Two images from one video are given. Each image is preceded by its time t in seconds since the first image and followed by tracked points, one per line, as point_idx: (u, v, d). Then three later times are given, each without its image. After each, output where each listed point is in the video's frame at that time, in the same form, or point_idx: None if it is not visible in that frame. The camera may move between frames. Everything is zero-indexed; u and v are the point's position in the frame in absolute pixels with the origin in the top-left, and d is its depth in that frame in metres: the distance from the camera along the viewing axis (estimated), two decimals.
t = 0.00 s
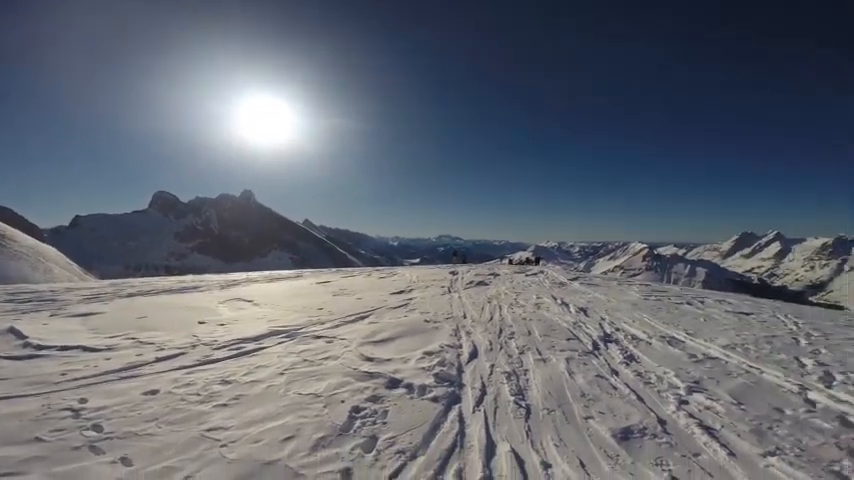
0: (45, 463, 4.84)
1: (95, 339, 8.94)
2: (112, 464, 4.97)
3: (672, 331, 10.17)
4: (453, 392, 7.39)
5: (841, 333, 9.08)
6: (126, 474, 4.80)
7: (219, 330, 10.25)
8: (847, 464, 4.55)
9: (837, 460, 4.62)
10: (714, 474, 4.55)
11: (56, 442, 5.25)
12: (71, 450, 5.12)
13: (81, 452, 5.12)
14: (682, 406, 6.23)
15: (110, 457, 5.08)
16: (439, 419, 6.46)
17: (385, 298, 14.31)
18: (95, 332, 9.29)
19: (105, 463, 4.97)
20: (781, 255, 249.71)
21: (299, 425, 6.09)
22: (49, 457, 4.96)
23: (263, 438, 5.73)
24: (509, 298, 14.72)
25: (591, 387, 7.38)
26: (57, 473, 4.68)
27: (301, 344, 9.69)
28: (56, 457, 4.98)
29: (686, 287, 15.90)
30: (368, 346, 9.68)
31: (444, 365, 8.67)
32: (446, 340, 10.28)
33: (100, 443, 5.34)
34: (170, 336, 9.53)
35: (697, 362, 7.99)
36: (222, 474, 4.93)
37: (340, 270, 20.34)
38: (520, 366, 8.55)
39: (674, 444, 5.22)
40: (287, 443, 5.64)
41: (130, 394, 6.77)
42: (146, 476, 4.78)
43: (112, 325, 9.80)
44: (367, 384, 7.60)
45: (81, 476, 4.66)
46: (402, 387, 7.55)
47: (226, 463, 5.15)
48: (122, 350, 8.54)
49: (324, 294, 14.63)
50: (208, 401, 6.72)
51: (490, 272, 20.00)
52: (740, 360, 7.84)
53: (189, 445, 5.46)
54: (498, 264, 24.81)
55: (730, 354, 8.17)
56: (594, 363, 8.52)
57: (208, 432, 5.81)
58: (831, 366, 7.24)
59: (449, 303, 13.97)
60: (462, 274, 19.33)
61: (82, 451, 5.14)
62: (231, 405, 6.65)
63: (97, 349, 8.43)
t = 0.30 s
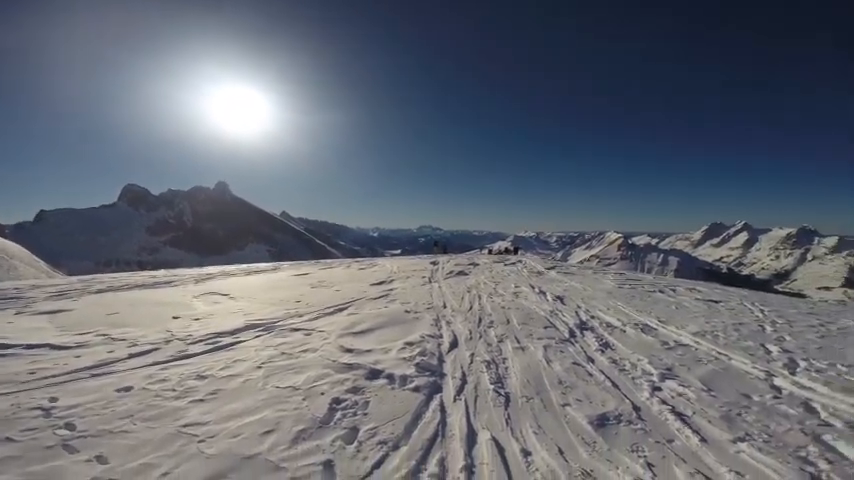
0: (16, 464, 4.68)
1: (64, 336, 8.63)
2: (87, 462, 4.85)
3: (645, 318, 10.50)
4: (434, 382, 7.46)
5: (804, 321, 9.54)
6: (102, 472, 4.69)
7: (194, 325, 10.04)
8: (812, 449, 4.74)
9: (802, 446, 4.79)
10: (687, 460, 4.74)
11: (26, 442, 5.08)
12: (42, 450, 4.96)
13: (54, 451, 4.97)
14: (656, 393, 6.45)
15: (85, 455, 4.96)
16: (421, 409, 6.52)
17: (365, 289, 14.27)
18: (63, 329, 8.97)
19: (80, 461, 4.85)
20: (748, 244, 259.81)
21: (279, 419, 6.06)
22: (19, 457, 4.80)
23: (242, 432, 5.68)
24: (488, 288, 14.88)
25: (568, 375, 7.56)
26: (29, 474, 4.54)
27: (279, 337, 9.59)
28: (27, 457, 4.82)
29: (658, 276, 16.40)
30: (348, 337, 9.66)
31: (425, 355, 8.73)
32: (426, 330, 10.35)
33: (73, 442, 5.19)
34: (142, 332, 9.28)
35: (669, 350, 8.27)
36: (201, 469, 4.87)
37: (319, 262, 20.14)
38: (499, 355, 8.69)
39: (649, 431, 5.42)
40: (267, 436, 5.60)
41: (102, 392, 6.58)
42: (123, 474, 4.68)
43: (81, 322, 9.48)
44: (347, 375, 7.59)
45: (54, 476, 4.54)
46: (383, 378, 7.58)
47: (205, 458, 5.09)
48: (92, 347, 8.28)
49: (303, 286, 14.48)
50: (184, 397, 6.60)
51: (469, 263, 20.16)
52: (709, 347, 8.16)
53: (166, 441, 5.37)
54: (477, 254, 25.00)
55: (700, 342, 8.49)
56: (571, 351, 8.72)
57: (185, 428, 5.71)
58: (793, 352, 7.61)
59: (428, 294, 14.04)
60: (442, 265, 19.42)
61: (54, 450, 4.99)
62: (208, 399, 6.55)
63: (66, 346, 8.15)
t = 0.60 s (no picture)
0: None
1: (41, 328, 8.43)
2: (66, 457, 4.77)
3: (628, 313, 10.68)
4: (420, 375, 7.49)
5: (780, 318, 9.82)
6: (81, 466, 4.62)
7: (176, 317, 9.90)
8: (787, 444, 4.88)
9: (778, 441, 4.94)
10: (667, 454, 4.85)
11: (3, 436, 4.98)
12: (19, 444, 4.87)
13: (31, 445, 4.87)
14: (637, 387, 6.58)
15: (63, 450, 4.87)
16: (407, 402, 6.55)
17: (351, 282, 14.22)
18: (41, 321, 8.77)
19: (59, 456, 4.77)
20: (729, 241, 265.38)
21: (262, 412, 6.03)
22: None
23: (225, 425, 5.64)
24: (475, 281, 14.95)
25: (552, 369, 7.67)
26: (5, 468, 4.45)
27: (264, 329, 9.52)
28: (3, 452, 4.72)
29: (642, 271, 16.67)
30: (334, 330, 9.63)
31: (411, 348, 8.75)
32: (413, 323, 10.37)
33: (51, 436, 5.10)
34: (123, 324, 9.12)
35: (651, 345, 8.44)
36: (183, 463, 4.82)
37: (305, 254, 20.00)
38: (484, 348, 8.75)
39: (630, 425, 5.53)
40: (250, 430, 5.58)
41: (82, 385, 6.47)
42: (103, 468, 4.62)
43: (60, 314, 9.27)
44: (332, 368, 7.58)
45: (32, 471, 4.45)
46: (368, 371, 7.58)
47: (187, 451, 5.05)
48: (71, 339, 8.12)
49: (289, 278, 14.37)
50: (165, 390, 6.52)
51: (457, 256, 20.22)
52: (690, 343, 8.35)
53: (147, 435, 5.31)
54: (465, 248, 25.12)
55: (681, 337, 8.68)
56: (555, 345, 8.83)
57: (167, 421, 5.65)
58: (770, 348, 7.83)
59: (415, 286, 14.05)
60: (430, 258, 19.46)
61: (32, 444, 4.90)
62: (190, 393, 6.48)
63: (43, 339, 7.97)
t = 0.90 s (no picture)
0: None
1: (29, 327, 8.32)
2: (56, 455, 4.72)
3: (620, 308, 10.78)
4: (413, 371, 7.51)
5: (769, 313, 9.97)
6: (71, 465, 4.57)
7: (167, 314, 9.81)
8: (775, 439, 4.97)
9: (767, 436, 5.03)
10: (658, 448, 4.92)
11: None
12: (9, 444, 4.81)
13: (21, 444, 4.82)
14: (628, 382, 6.65)
15: (54, 449, 4.82)
16: (400, 397, 6.56)
17: (344, 278, 14.18)
18: (29, 320, 8.65)
19: (49, 454, 4.72)
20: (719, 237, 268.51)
21: (254, 408, 6.00)
22: None
23: (217, 423, 5.61)
24: (468, 277, 15.00)
25: (544, 364, 7.72)
26: None
27: (256, 326, 9.47)
28: None
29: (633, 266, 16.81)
30: (327, 326, 9.61)
31: (404, 343, 8.77)
32: (406, 318, 10.38)
33: (41, 435, 5.04)
34: (113, 322, 9.03)
35: (642, 339, 8.53)
36: (175, 461, 4.80)
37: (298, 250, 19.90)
38: (477, 344, 8.79)
39: (622, 419, 5.59)
40: (242, 427, 5.56)
41: (71, 383, 6.39)
42: (94, 467, 4.57)
43: (48, 312, 9.16)
44: (325, 364, 7.57)
45: (22, 470, 4.40)
46: (361, 366, 7.58)
47: (179, 449, 5.02)
48: (60, 338, 8.02)
49: (281, 274, 14.30)
50: (156, 388, 6.47)
51: (450, 251, 20.27)
52: (680, 337, 8.45)
53: (138, 433, 5.27)
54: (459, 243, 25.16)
55: (672, 332, 8.78)
56: (548, 340, 8.89)
57: (158, 419, 5.61)
58: (759, 344, 7.95)
59: (409, 282, 14.05)
60: (423, 253, 19.46)
61: (21, 443, 4.84)
62: (181, 390, 6.44)
63: (32, 337, 7.86)
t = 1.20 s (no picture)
0: None
1: (8, 324, 8.13)
2: (37, 454, 4.63)
3: (606, 305, 10.91)
4: (402, 367, 7.52)
5: (751, 311, 10.18)
6: (52, 464, 4.49)
7: (151, 311, 9.67)
8: (756, 435, 5.09)
9: (749, 432, 5.14)
10: (643, 444, 5.00)
11: None
12: None
13: None
14: (614, 378, 6.74)
15: (34, 447, 4.73)
16: (388, 394, 6.57)
17: (333, 275, 14.11)
18: (8, 317, 8.45)
19: (30, 453, 4.63)
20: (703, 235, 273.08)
21: (240, 406, 5.95)
22: None
23: (202, 420, 5.56)
24: (457, 274, 15.04)
25: (532, 360, 7.79)
26: None
27: (242, 323, 9.38)
28: None
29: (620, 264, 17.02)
30: (314, 323, 9.56)
31: (393, 340, 8.77)
32: (395, 315, 10.37)
33: (21, 434, 4.94)
34: (95, 319, 8.87)
35: (627, 336, 8.65)
36: (159, 459, 4.74)
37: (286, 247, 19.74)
38: (466, 340, 8.83)
39: (608, 415, 5.67)
40: (228, 424, 5.51)
41: (52, 381, 6.27)
42: (75, 466, 4.50)
43: (28, 310, 8.96)
44: (313, 361, 7.53)
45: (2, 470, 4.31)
46: (349, 363, 7.57)
47: (163, 447, 4.96)
48: (40, 335, 7.85)
49: (269, 271, 14.18)
50: (139, 386, 6.38)
51: (440, 248, 20.30)
52: (665, 334, 8.59)
53: (121, 431, 5.19)
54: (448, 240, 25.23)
55: (657, 329, 8.92)
56: (535, 337, 8.97)
57: (141, 417, 5.54)
58: (741, 341, 8.12)
59: (398, 279, 14.04)
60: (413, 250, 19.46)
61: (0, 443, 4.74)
62: (165, 388, 6.36)
63: (10, 335, 7.69)
